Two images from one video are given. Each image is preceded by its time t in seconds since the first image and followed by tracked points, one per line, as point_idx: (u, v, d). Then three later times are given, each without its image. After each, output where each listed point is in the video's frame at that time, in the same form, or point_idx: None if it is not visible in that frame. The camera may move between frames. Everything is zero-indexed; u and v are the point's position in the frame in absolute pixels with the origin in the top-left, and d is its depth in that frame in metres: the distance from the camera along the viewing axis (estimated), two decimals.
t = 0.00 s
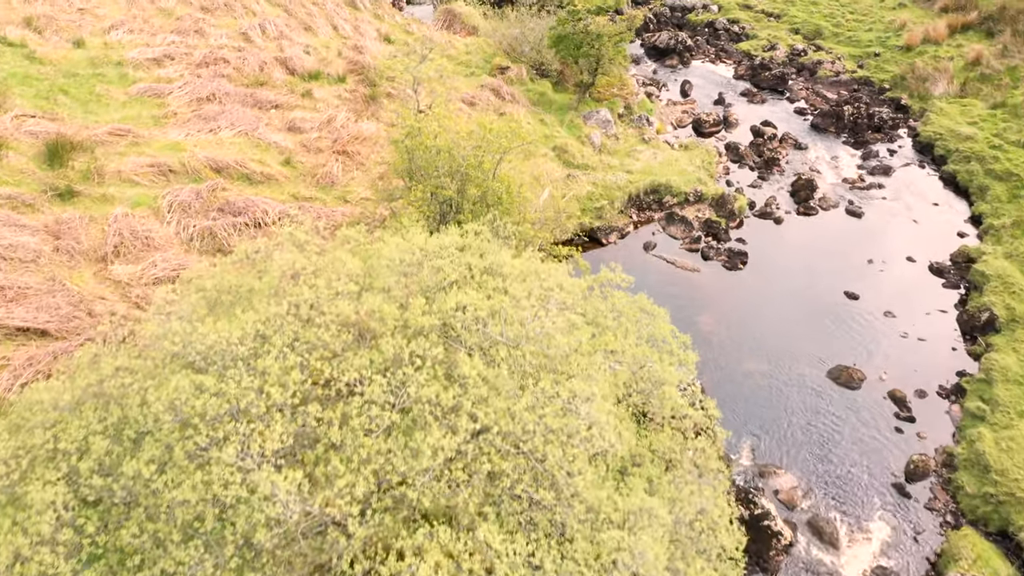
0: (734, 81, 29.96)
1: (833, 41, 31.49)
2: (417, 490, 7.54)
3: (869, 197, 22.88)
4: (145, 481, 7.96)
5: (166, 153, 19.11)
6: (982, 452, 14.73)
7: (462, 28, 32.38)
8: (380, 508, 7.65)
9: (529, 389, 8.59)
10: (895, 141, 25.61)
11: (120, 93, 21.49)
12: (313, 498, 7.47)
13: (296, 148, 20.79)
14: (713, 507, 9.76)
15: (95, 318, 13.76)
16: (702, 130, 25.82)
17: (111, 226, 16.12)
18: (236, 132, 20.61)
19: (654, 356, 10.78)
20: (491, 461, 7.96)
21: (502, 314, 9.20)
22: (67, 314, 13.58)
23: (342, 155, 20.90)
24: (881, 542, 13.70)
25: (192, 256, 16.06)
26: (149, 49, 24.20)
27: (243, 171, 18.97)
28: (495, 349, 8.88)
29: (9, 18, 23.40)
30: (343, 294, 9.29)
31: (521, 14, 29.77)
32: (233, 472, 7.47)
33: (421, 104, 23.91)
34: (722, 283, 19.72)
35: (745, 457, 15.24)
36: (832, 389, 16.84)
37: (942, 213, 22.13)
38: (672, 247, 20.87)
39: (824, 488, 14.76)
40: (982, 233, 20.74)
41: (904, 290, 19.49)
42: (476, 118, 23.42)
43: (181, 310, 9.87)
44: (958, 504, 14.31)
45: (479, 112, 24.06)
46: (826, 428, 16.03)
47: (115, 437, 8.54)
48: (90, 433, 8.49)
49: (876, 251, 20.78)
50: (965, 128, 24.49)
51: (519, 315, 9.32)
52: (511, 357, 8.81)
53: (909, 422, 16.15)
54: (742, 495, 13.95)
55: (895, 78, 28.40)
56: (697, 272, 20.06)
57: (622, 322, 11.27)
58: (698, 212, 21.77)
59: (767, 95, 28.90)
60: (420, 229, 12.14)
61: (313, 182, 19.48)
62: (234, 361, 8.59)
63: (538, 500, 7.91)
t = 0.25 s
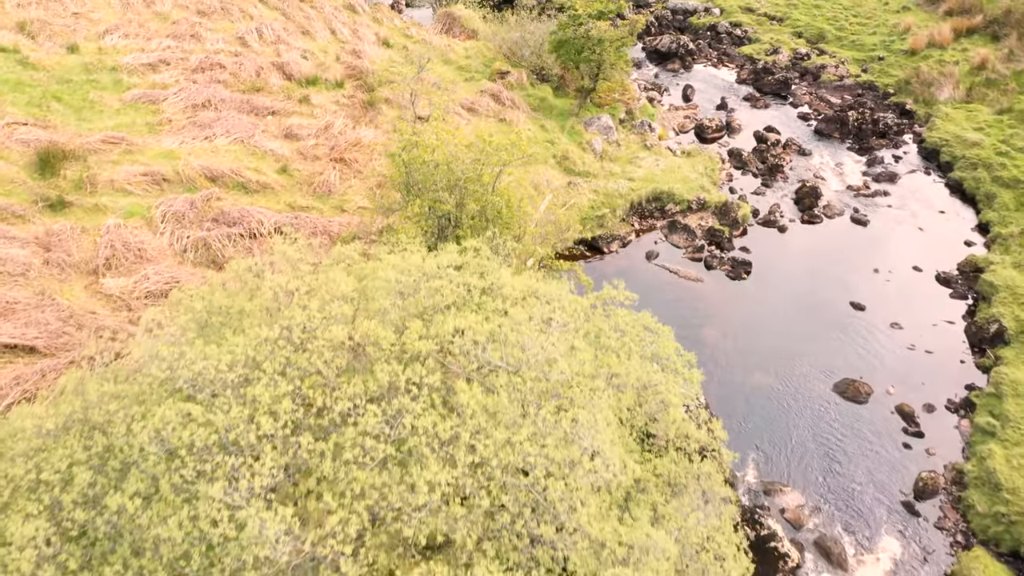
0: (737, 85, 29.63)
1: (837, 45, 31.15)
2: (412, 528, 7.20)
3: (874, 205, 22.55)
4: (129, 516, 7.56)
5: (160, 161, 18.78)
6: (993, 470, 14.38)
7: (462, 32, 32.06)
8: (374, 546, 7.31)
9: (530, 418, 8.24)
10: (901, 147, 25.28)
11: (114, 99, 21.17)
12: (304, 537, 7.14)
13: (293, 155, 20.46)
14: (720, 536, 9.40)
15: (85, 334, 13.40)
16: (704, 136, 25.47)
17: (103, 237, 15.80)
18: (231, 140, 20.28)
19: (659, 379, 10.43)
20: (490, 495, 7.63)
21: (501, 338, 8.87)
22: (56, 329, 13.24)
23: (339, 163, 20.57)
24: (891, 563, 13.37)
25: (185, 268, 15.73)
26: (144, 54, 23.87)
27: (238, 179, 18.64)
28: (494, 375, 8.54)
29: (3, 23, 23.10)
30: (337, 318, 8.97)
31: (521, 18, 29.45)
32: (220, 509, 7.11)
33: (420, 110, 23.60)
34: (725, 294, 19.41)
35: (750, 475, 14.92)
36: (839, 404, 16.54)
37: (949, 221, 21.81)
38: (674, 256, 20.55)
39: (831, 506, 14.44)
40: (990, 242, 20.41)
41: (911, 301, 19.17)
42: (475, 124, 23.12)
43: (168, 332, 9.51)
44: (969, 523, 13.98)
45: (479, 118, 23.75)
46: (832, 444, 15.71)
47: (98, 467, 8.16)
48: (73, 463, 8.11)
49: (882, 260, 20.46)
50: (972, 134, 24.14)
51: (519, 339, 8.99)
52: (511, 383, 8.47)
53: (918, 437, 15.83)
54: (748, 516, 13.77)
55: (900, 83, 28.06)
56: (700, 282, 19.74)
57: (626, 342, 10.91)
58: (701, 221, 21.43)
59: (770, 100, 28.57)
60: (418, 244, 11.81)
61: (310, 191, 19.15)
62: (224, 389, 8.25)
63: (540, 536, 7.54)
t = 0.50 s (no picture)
0: (739, 90, 29.30)
1: (840, 49, 30.83)
2: (407, 568, 6.86)
3: (880, 212, 22.22)
4: (111, 555, 7.12)
5: (154, 170, 18.46)
6: (1004, 488, 14.03)
7: (461, 36, 31.72)
8: None
9: (530, 449, 7.90)
10: (906, 153, 24.95)
11: (108, 106, 20.84)
12: None
13: (289, 163, 20.13)
14: (729, 568, 9.05)
15: (75, 351, 13.08)
16: (707, 142, 25.14)
17: (95, 249, 15.49)
18: (227, 147, 19.95)
19: (665, 402, 10.09)
20: (489, 532, 7.29)
21: (501, 364, 8.54)
22: (45, 346, 12.91)
23: (336, 171, 20.26)
24: None
25: (178, 281, 15.40)
26: (140, 59, 23.55)
27: (233, 188, 18.32)
28: (493, 403, 8.21)
29: None
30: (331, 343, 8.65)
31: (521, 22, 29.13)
32: (206, 549, 6.75)
33: (419, 116, 23.29)
34: (729, 304, 19.06)
35: (755, 492, 14.56)
36: (845, 418, 16.19)
37: (956, 229, 21.48)
38: (677, 265, 20.22)
39: (839, 525, 14.07)
40: (998, 251, 20.07)
41: (917, 312, 18.84)
42: (475, 131, 22.82)
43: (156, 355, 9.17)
44: (979, 543, 13.62)
45: (479, 124, 23.45)
46: (839, 460, 15.35)
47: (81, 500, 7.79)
48: (56, 496, 7.74)
49: (888, 270, 20.12)
50: (978, 140, 23.80)
51: (520, 364, 8.66)
52: (511, 412, 8.13)
53: (926, 453, 15.49)
54: (753, 536, 13.38)
55: (905, 87, 27.73)
56: (703, 291, 19.40)
57: (629, 363, 10.60)
58: (703, 229, 21.11)
59: (773, 105, 28.24)
60: (415, 261, 11.49)
61: (306, 200, 18.81)
62: (212, 419, 7.92)
63: None
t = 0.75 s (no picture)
0: (742, 94, 28.99)
1: (844, 53, 30.51)
2: None
3: (885, 220, 21.90)
4: None
5: (147, 179, 18.14)
6: (1016, 508, 13.68)
7: (461, 39, 31.41)
8: None
9: (531, 482, 7.55)
10: (911, 159, 24.63)
11: (102, 113, 20.52)
12: None
13: (286, 171, 19.82)
14: None
15: (64, 368, 12.74)
16: (709, 148, 24.83)
17: (86, 261, 15.17)
18: (223, 156, 19.64)
19: (670, 426, 9.76)
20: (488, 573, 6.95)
21: (501, 392, 8.22)
22: (33, 364, 12.53)
23: (334, 179, 19.96)
24: None
25: (171, 294, 15.09)
26: (135, 65, 23.23)
27: (228, 198, 18.01)
28: (493, 434, 7.89)
29: None
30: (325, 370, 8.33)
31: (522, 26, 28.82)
32: None
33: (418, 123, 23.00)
34: (733, 315, 18.73)
35: (761, 511, 14.20)
36: (852, 434, 15.85)
37: (963, 238, 21.16)
38: (680, 275, 19.91)
39: (847, 545, 13.69)
40: (1006, 261, 19.76)
41: (925, 323, 18.52)
42: (474, 138, 22.52)
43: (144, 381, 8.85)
44: (991, 564, 13.25)
45: (478, 131, 23.16)
46: (847, 476, 14.99)
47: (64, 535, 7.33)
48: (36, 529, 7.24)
49: (894, 280, 19.81)
50: (985, 147, 23.48)
51: (521, 391, 8.34)
52: (511, 443, 7.80)
53: (935, 470, 15.14)
54: (760, 557, 12.99)
55: (909, 93, 27.42)
56: (707, 302, 19.09)
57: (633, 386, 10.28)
58: (707, 238, 20.78)
59: (776, 110, 27.93)
60: (413, 279, 11.19)
61: (303, 210, 18.51)
62: (199, 451, 7.58)
63: None
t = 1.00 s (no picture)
0: (745, 99, 28.66)
1: (847, 57, 30.18)
2: None
3: (891, 228, 21.57)
4: None
5: (141, 189, 17.80)
6: None
7: (460, 43, 31.10)
8: None
9: (532, 519, 7.19)
10: (917, 166, 24.30)
11: (95, 121, 20.19)
12: None
13: (283, 180, 19.49)
14: None
15: (52, 387, 12.36)
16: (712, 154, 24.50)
17: (77, 275, 14.84)
18: (218, 164, 19.31)
19: (676, 452, 9.41)
20: None
21: (501, 422, 7.87)
22: (20, 382, 12.09)
23: (331, 188, 19.62)
24: None
25: (163, 308, 14.76)
26: (129, 70, 22.89)
27: (223, 208, 17.68)
28: (492, 468, 7.53)
29: None
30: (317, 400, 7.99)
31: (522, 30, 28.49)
32: None
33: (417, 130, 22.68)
34: (738, 327, 18.40)
35: (767, 531, 13.83)
36: (859, 450, 15.51)
37: (970, 247, 20.84)
38: (683, 285, 19.57)
39: (855, 566, 13.32)
40: (1014, 271, 19.43)
41: (932, 336, 18.20)
42: (474, 146, 22.20)
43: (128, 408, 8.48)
44: None
45: (478, 138, 22.84)
46: (854, 495, 14.64)
47: None
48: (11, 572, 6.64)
49: (901, 291, 19.48)
50: (991, 153, 23.15)
51: (521, 421, 7.99)
52: (512, 477, 7.44)
53: (945, 488, 14.79)
54: None
55: (914, 98, 27.10)
56: (710, 313, 18.75)
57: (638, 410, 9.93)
58: (710, 247, 20.43)
59: (780, 115, 27.60)
60: (410, 299, 10.90)
61: (299, 219, 18.17)
62: (184, 487, 7.21)
63: None
